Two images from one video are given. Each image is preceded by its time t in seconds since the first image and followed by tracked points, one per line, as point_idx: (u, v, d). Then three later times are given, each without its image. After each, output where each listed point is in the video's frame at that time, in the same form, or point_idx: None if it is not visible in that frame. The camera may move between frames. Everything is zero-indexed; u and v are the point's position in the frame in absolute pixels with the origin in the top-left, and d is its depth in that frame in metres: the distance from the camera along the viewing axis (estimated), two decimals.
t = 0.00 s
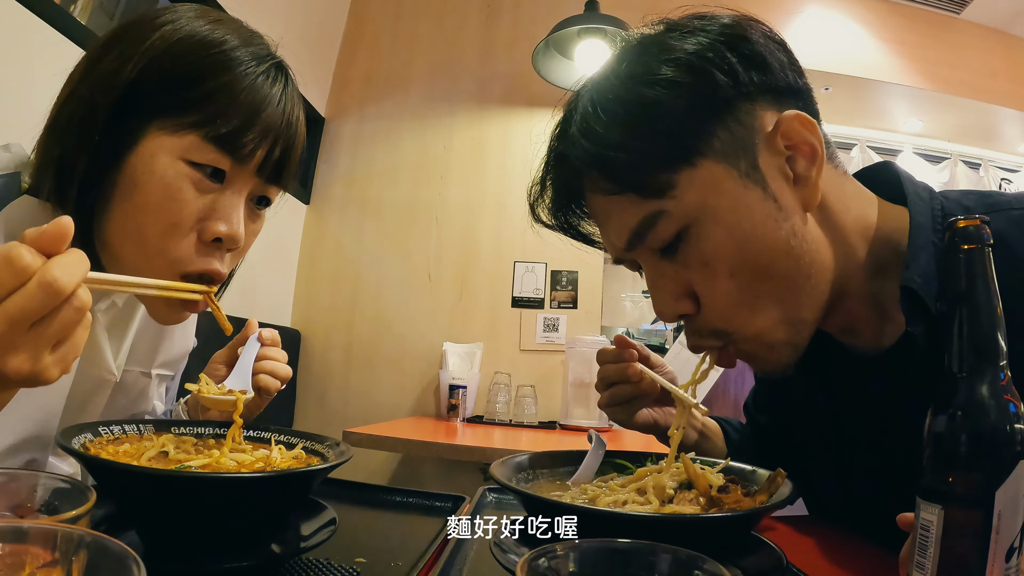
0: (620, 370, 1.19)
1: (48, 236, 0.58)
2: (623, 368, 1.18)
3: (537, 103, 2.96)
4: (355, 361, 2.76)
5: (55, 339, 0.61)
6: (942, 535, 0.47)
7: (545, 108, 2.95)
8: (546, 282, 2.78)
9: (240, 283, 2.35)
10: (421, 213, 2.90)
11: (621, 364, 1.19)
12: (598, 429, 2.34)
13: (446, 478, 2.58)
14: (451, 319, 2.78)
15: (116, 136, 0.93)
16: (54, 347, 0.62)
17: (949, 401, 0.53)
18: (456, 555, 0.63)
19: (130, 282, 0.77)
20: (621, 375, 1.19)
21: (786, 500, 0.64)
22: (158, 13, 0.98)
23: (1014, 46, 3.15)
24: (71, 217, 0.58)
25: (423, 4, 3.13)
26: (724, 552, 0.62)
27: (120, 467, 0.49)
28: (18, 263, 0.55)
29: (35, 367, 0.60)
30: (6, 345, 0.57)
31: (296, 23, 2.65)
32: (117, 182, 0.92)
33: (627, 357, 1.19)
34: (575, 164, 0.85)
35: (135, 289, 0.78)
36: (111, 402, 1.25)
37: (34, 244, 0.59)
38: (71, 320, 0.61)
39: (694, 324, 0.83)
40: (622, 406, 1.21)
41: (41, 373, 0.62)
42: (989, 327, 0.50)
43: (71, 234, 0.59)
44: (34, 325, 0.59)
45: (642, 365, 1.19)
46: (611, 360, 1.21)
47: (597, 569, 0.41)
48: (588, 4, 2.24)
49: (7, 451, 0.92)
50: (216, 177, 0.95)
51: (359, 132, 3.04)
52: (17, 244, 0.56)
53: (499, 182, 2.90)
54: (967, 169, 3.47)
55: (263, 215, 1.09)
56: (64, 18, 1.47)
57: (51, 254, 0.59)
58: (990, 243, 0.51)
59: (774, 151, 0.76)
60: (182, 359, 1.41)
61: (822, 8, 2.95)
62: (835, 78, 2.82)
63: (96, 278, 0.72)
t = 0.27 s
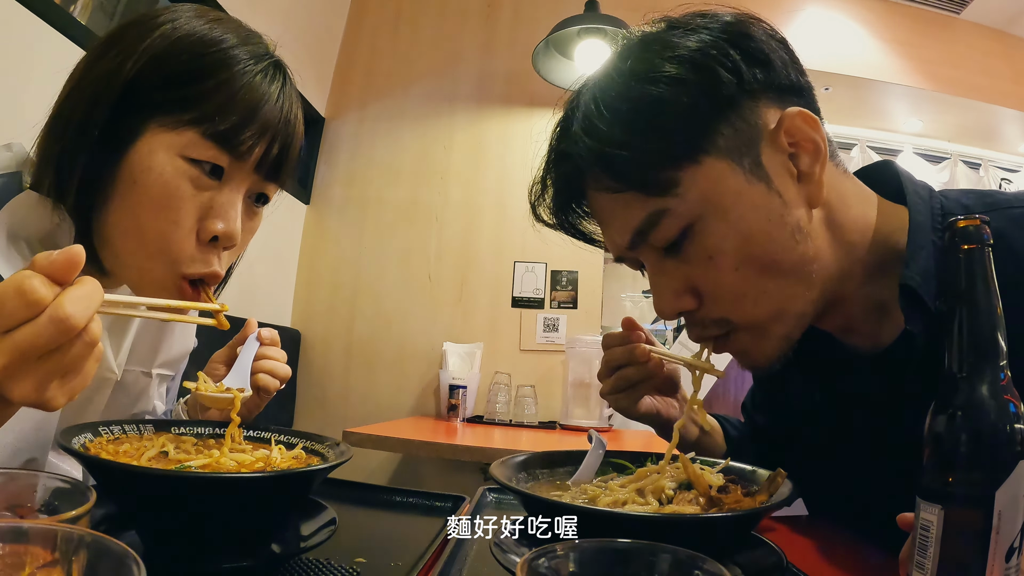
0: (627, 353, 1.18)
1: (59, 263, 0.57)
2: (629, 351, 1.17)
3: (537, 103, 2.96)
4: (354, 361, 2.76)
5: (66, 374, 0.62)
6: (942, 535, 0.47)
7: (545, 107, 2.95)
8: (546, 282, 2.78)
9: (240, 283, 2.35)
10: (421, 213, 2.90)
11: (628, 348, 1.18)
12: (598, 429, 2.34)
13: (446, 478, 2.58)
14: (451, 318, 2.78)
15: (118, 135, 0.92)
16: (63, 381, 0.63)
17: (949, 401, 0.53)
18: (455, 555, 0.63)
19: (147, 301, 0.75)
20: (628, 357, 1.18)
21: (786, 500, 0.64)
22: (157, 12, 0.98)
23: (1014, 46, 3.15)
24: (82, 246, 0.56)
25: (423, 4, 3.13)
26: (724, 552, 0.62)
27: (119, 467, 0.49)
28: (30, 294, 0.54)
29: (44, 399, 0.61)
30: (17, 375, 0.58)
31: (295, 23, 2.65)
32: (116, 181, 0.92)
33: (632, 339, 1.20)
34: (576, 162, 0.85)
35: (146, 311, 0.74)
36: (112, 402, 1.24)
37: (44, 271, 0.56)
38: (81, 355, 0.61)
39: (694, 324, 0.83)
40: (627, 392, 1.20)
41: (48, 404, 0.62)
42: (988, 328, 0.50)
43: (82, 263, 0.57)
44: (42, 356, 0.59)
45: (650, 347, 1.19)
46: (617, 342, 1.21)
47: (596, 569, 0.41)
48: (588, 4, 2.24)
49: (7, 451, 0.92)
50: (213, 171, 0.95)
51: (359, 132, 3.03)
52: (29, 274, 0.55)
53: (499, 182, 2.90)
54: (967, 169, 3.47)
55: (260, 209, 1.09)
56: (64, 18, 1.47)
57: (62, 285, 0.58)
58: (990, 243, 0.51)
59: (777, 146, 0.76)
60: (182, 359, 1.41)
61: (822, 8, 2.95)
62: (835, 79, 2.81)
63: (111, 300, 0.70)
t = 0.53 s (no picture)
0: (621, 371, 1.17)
1: (56, 257, 0.56)
2: (624, 375, 1.17)
3: (537, 103, 2.96)
4: (354, 361, 2.76)
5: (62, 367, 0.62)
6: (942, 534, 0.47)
7: (545, 107, 2.95)
8: (546, 282, 2.78)
9: (240, 283, 2.36)
10: (421, 213, 2.90)
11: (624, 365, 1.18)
12: (598, 429, 2.34)
13: (446, 478, 2.58)
14: (451, 318, 2.78)
15: (122, 132, 0.92)
16: (60, 374, 0.63)
17: (949, 400, 0.53)
18: (455, 555, 0.63)
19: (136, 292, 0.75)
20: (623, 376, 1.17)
21: (786, 500, 0.64)
22: (158, 13, 0.98)
23: (1015, 46, 3.15)
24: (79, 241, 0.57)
25: (423, 4, 3.13)
26: (725, 552, 0.62)
27: (121, 467, 0.49)
28: (29, 290, 0.54)
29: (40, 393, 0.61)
30: (15, 370, 0.58)
31: (295, 23, 2.65)
32: (118, 181, 0.92)
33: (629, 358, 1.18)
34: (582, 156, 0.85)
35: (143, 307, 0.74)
36: (111, 402, 1.24)
37: (40, 266, 0.56)
38: (77, 348, 0.61)
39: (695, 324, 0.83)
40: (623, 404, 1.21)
41: (47, 398, 0.62)
42: (988, 328, 0.50)
43: (78, 258, 0.57)
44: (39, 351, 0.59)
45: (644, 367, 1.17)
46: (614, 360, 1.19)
47: (596, 569, 0.42)
48: (588, 4, 2.24)
49: (6, 452, 0.92)
50: (216, 172, 0.95)
51: (360, 132, 3.03)
52: (26, 269, 0.55)
53: (499, 181, 2.90)
54: (967, 169, 3.47)
55: (262, 208, 1.10)
56: (65, 18, 1.47)
57: (58, 279, 0.58)
58: (990, 243, 0.51)
59: (785, 139, 0.77)
60: (182, 359, 1.41)
61: (822, 8, 2.95)
62: (835, 79, 2.82)
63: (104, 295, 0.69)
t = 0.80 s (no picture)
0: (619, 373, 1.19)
1: (48, 254, 0.56)
2: (620, 375, 1.19)
3: (537, 103, 2.97)
4: (354, 361, 2.76)
5: (61, 363, 0.62)
6: (942, 535, 0.47)
7: (545, 107, 2.95)
8: (546, 282, 2.78)
9: (240, 284, 2.35)
10: (421, 213, 2.90)
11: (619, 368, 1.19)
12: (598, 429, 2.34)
13: (446, 478, 2.58)
14: (451, 318, 2.78)
15: (123, 134, 0.92)
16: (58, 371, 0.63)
17: (949, 401, 0.53)
18: (455, 556, 0.63)
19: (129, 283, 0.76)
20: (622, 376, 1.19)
21: (786, 500, 0.64)
22: (156, 15, 0.98)
23: (1014, 46, 3.15)
24: (71, 238, 0.56)
25: (423, 4, 3.13)
26: (725, 552, 0.62)
27: (121, 467, 0.49)
28: (26, 289, 0.54)
29: (40, 390, 0.61)
30: (12, 370, 0.58)
31: (295, 23, 2.65)
32: (118, 182, 0.92)
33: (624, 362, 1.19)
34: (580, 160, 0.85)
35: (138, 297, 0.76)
36: (112, 402, 1.24)
37: (35, 264, 0.56)
38: (76, 345, 0.62)
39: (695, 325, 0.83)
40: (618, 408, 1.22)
41: (47, 395, 0.63)
42: (988, 327, 0.50)
43: (72, 256, 0.57)
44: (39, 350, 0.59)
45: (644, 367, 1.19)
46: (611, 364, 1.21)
47: (596, 569, 0.41)
48: (588, 4, 2.24)
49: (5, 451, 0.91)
50: (219, 172, 0.95)
51: (359, 132, 3.03)
52: (21, 268, 0.55)
53: (499, 181, 2.90)
54: (967, 169, 3.47)
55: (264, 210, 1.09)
56: (65, 18, 1.47)
57: (54, 277, 0.57)
58: (989, 243, 0.51)
59: (783, 143, 0.77)
60: (182, 359, 1.41)
61: (822, 8, 2.95)
62: (835, 79, 2.82)
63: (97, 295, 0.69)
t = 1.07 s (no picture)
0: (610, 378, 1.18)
1: (50, 255, 0.56)
2: (609, 380, 1.19)
3: (536, 103, 2.97)
4: (354, 361, 2.76)
5: (61, 363, 0.62)
6: (942, 535, 0.47)
7: (545, 107, 2.95)
8: (546, 282, 2.78)
9: (240, 284, 2.35)
10: (421, 213, 2.90)
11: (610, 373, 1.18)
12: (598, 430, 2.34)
13: (446, 478, 2.58)
14: (451, 318, 2.78)
15: (122, 134, 0.92)
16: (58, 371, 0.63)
17: (949, 400, 0.53)
18: (455, 555, 0.63)
19: (128, 288, 0.77)
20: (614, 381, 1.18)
21: (786, 500, 0.64)
22: (154, 15, 0.98)
23: (1014, 46, 3.15)
24: (72, 240, 0.56)
25: (423, 4, 3.13)
26: (724, 553, 0.62)
27: (121, 466, 0.49)
28: (26, 289, 0.54)
29: (39, 390, 0.61)
30: (12, 369, 0.57)
31: (295, 23, 2.65)
32: (118, 182, 0.92)
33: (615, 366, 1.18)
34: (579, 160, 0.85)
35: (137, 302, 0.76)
36: (112, 401, 1.24)
37: (36, 264, 0.56)
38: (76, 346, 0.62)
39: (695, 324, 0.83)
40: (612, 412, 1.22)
41: (47, 395, 0.63)
42: (988, 327, 0.50)
43: (73, 257, 0.57)
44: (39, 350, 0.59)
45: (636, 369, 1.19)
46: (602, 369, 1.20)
47: (596, 569, 0.41)
48: (588, 4, 2.24)
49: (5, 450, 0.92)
50: (218, 168, 0.96)
51: (359, 132, 3.03)
52: (22, 268, 0.55)
53: (499, 181, 2.90)
54: (967, 169, 3.47)
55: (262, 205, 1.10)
56: (65, 18, 1.48)
57: (55, 277, 0.57)
58: (990, 243, 0.51)
59: (783, 142, 0.77)
60: (182, 358, 1.41)
61: (822, 8, 2.95)
62: (835, 79, 2.82)
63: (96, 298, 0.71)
